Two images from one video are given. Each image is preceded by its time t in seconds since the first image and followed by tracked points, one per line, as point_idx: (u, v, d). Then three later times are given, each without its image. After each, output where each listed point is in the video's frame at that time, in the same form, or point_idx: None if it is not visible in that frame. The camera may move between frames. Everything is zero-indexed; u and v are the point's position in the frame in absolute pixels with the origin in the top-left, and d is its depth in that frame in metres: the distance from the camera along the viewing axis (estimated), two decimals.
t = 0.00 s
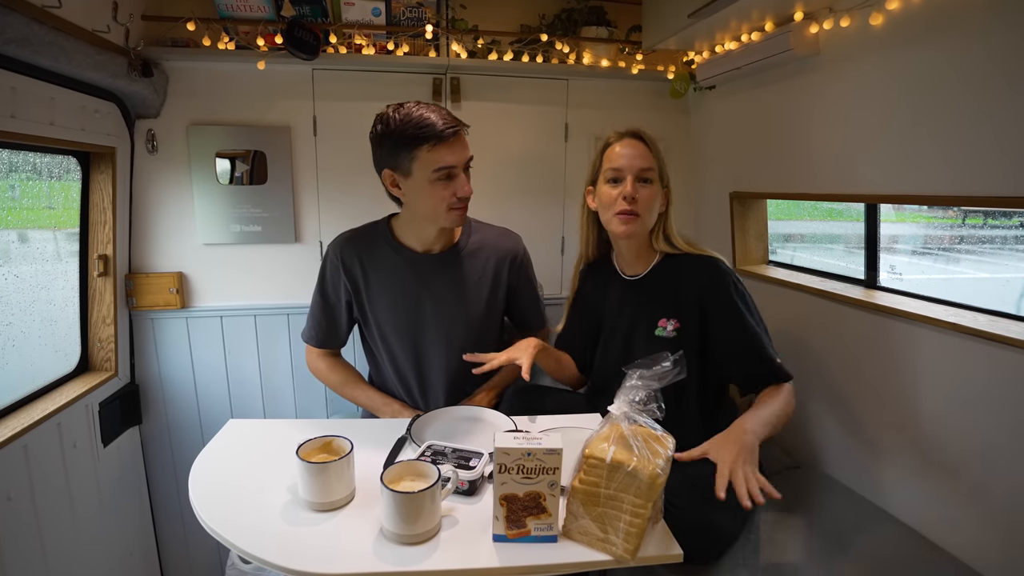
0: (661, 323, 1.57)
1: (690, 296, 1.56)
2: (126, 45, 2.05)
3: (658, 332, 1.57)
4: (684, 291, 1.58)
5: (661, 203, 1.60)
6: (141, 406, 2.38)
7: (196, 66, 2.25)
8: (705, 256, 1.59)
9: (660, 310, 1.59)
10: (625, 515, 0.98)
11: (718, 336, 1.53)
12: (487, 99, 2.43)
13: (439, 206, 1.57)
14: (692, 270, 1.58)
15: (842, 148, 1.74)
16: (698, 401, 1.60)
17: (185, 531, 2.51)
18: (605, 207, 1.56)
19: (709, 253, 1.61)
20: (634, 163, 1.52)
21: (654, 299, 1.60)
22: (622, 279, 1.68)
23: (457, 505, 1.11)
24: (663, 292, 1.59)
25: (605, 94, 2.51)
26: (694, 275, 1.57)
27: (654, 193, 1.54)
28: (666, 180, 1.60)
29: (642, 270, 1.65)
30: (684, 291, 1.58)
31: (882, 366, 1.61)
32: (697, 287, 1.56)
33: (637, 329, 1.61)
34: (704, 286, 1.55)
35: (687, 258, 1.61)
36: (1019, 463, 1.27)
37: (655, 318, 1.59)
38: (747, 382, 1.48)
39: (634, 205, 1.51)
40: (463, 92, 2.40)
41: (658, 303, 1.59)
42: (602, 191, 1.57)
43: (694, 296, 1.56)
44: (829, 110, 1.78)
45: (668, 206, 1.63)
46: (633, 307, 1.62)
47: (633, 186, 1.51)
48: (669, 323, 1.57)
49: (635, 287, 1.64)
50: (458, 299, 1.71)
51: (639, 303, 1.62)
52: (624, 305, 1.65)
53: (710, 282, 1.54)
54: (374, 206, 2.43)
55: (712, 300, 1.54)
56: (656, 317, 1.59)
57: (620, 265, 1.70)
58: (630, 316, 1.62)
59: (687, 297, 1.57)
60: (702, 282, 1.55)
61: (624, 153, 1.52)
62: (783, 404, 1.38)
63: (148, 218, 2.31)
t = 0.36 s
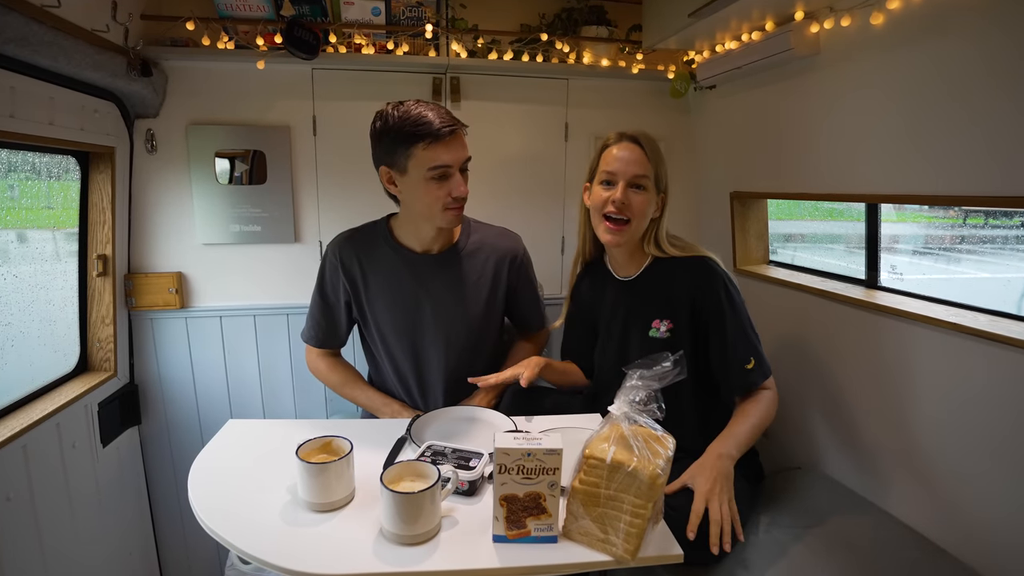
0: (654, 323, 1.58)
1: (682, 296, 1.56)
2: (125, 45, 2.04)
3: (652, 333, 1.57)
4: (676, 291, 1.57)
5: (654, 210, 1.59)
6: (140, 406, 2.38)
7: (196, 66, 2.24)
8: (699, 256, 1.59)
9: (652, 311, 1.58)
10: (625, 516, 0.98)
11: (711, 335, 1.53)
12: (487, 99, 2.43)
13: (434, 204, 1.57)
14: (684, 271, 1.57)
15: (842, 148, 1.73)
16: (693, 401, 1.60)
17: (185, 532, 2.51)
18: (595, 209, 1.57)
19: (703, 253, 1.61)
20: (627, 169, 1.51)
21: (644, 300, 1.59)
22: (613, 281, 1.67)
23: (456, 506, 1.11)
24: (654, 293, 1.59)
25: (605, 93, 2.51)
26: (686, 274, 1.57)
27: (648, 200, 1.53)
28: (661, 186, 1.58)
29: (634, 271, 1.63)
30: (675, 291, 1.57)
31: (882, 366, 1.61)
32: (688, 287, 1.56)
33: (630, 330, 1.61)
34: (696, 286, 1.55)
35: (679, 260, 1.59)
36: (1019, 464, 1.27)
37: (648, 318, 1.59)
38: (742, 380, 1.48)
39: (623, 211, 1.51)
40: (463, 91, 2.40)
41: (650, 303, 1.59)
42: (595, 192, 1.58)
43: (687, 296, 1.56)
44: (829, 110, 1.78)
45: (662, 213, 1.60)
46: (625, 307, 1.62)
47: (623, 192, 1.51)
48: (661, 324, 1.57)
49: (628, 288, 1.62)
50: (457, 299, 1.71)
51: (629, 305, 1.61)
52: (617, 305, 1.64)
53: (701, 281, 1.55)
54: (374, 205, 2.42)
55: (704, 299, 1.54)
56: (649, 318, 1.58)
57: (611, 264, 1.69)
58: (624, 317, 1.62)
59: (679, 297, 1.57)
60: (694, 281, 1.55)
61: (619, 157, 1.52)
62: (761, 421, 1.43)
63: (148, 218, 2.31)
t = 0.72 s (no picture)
0: (656, 322, 1.57)
1: (683, 295, 1.55)
2: (125, 45, 2.04)
3: (653, 331, 1.57)
4: (677, 289, 1.56)
5: (651, 208, 1.56)
6: (140, 406, 2.38)
7: (195, 65, 2.24)
8: (700, 255, 1.58)
9: (654, 309, 1.58)
10: (625, 516, 0.98)
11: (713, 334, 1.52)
12: (487, 98, 2.42)
13: (436, 204, 1.57)
14: (686, 270, 1.56)
15: (843, 147, 1.73)
16: (694, 401, 1.59)
17: (184, 532, 2.50)
18: (591, 210, 1.57)
19: (702, 252, 1.59)
20: (616, 169, 1.50)
21: (647, 298, 1.59)
22: (616, 279, 1.67)
23: (456, 506, 1.10)
24: (656, 291, 1.58)
25: (605, 93, 2.51)
26: (688, 273, 1.56)
27: (639, 199, 1.51)
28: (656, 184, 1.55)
29: (636, 271, 1.63)
30: (677, 289, 1.56)
31: (883, 366, 1.60)
32: (689, 286, 1.55)
33: (633, 328, 1.61)
34: (697, 284, 1.54)
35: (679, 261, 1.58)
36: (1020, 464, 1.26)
37: (650, 317, 1.58)
38: (748, 378, 1.47)
39: (613, 212, 1.51)
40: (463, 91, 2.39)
41: (652, 302, 1.59)
42: (591, 193, 1.58)
43: (688, 294, 1.55)
44: (830, 109, 1.77)
45: (660, 210, 1.58)
46: (628, 306, 1.62)
47: (613, 193, 1.50)
48: (663, 323, 1.56)
49: (631, 287, 1.62)
50: (458, 300, 1.70)
51: (634, 302, 1.61)
52: (619, 304, 1.64)
53: (703, 280, 1.53)
54: (374, 205, 2.42)
55: (705, 298, 1.53)
56: (650, 317, 1.58)
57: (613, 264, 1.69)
58: (625, 315, 1.62)
59: (681, 295, 1.56)
60: (695, 280, 1.54)
61: (608, 158, 1.51)
62: (764, 427, 1.42)
63: (147, 218, 2.30)
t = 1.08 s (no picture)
0: (664, 323, 1.56)
1: (693, 295, 1.54)
2: (124, 44, 2.04)
3: (660, 332, 1.56)
4: (688, 289, 1.55)
5: (642, 209, 1.56)
6: (139, 406, 2.38)
7: (195, 65, 2.23)
8: (709, 257, 1.56)
9: (663, 310, 1.57)
10: (625, 517, 0.97)
11: (721, 337, 1.50)
12: (487, 98, 2.42)
13: (439, 204, 1.56)
14: (696, 272, 1.55)
15: (844, 147, 1.73)
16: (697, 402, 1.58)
17: (184, 533, 2.50)
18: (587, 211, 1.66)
19: (714, 254, 1.59)
20: (590, 172, 1.57)
21: (656, 298, 1.59)
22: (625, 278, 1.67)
23: (456, 507, 1.10)
24: (666, 291, 1.58)
25: (605, 93, 2.50)
26: (698, 274, 1.55)
27: (612, 200, 1.54)
28: (642, 186, 1.54)
29: (641, 270, 1.64)
30: (685, 290, 1.56)
31: (884, 366, 1.60)
32: (699, 287, 1.54)
33: (640, 327, 1.61)
34: (708, 285, 1.53)
35: (691, 260, 1.57)
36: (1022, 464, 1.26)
37: (658, 317, 1.58)
38: (756, 382, 1.45)
39: (589, 213, 1.58)
40: (463, 91, 2.39)
41: (660, 302, 1.58)
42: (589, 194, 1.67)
43: (695, 296, 1.54)
44: (831, 109, 1.77)
45: (658, 209, 1.57)
46: (636, 306, 1.61)
47: (587, 195, 1.58)
48: (671, 324, 1.55)
49: (640, 287, 1.62)
50: (458, 300, 1.70)
51: (643, 302, 1.61)
52: (627, 303, 1.64)
53: (713, 281, 1.52)
54: (373, 205, 2.41)
55: (714, 300, 1.52)
56: (658, 317, 1.57)
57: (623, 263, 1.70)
58: (633, 314, 1.62)
59: (690, 296, 1.55)
60: (705, 281, 1.53)
61: (589, 161, 1.59)
62: (770, 430, 1.42)
63: (146, 217, 2.30)
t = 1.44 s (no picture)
0: (666, 323, 1.56)
1: (695, 296, 1.54)
2: (123, 44, 2.03)
3: (662, 332, 1.56)
4: (690, 289, 1.55)
5: (642, 207, 1.56)
6: (138, 406, 2.37)
7: (194, 64, 2.23)
8: (711, 257, 1.56)
9: (664, 310, 1.57)
10: (626, 517, 0.97)
11: (724, 337, 1.50)
12: (487, 98, 2.42)
13: (443, 203, 1.56)
14: (698, 272, 1.55)
15: (844, 147, 1.72)
16: (698, 402, 1.58)
17: (183, 533, 2.50)
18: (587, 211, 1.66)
19: (715, 253, 1.58)
20: (589, 172, 1.57)
21: (658, 298, 1.58)
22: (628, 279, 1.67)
23: (456, 507, 1.10)
24: (668, 291, 1.57)
25: (605, 93, 2.50)
26: (700, 274, 1.54)
27: (612, 198, 1.53)
28: (641, 183, 1.54)
29: (644, 270, 1.64)
30: (687, 290, 1.55)
31: (886, 366, 1.60)
32: (701, 287, 1.53)
33: (642, 328, 1.60)
34: (710, 285, 1.52)
35: (694, 259, 1.57)
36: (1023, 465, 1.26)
37: (660, 318, 1.57)
38: (760, 383, 1.45)
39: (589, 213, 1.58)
40: (463, 90, 2.38)
41: (662, 302, 1.58)
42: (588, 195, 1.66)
43: (697, 296, 1.53)
44: (831, 109, 1.77)
45: (659, 205, 1.57)
46: (638, 306, 1.61)
47: (587, 195, 1.57)
48: (672, 324, 1.55)
49: (642, 288, 1.61)
50: (460, 300, 1.69)
51: (644, 302, 1.60)
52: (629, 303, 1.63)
53: (716, 281, 1.52)
54: (373, 204, 2.41)
55: (716, 300, 1.51)
56: (660, 318, 1.57)
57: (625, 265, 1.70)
58: (635, 314, 1.61)
59: (692, 296, 1.54)
60: (708, 281, 1.53)
61: (587, 162, 1.59)
62: (774, 431, 1.41)
63: (145, 217, 2.30)
